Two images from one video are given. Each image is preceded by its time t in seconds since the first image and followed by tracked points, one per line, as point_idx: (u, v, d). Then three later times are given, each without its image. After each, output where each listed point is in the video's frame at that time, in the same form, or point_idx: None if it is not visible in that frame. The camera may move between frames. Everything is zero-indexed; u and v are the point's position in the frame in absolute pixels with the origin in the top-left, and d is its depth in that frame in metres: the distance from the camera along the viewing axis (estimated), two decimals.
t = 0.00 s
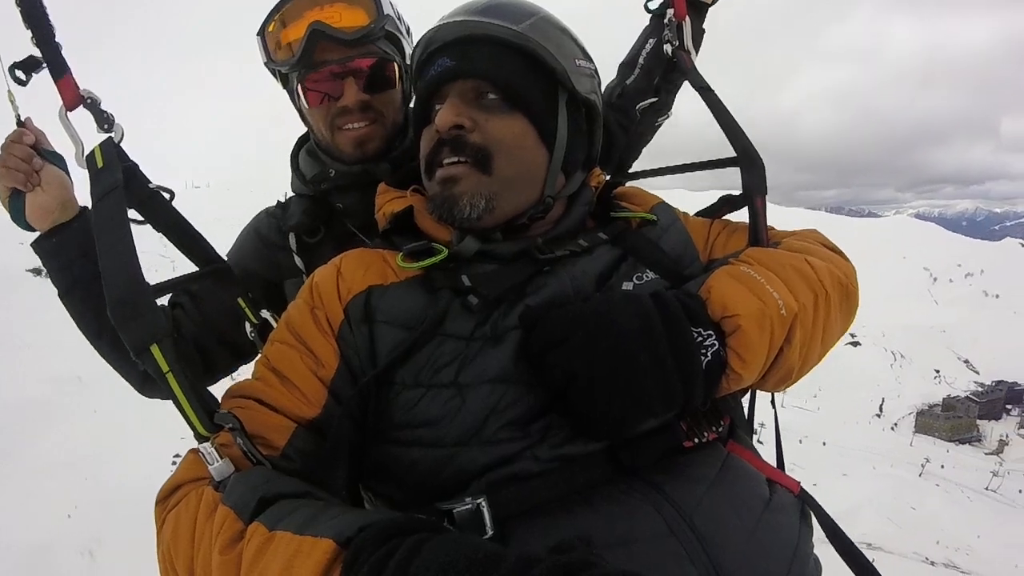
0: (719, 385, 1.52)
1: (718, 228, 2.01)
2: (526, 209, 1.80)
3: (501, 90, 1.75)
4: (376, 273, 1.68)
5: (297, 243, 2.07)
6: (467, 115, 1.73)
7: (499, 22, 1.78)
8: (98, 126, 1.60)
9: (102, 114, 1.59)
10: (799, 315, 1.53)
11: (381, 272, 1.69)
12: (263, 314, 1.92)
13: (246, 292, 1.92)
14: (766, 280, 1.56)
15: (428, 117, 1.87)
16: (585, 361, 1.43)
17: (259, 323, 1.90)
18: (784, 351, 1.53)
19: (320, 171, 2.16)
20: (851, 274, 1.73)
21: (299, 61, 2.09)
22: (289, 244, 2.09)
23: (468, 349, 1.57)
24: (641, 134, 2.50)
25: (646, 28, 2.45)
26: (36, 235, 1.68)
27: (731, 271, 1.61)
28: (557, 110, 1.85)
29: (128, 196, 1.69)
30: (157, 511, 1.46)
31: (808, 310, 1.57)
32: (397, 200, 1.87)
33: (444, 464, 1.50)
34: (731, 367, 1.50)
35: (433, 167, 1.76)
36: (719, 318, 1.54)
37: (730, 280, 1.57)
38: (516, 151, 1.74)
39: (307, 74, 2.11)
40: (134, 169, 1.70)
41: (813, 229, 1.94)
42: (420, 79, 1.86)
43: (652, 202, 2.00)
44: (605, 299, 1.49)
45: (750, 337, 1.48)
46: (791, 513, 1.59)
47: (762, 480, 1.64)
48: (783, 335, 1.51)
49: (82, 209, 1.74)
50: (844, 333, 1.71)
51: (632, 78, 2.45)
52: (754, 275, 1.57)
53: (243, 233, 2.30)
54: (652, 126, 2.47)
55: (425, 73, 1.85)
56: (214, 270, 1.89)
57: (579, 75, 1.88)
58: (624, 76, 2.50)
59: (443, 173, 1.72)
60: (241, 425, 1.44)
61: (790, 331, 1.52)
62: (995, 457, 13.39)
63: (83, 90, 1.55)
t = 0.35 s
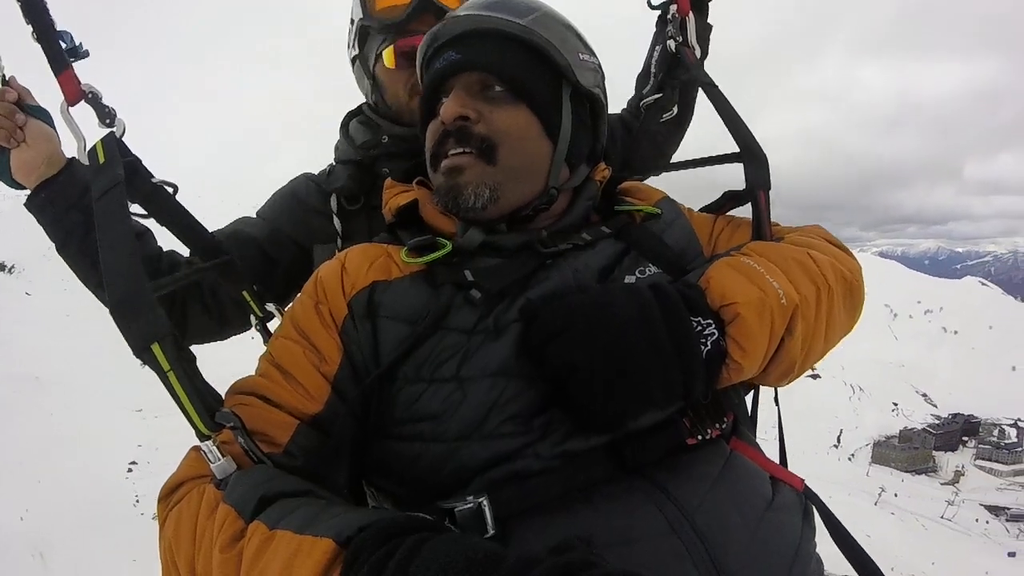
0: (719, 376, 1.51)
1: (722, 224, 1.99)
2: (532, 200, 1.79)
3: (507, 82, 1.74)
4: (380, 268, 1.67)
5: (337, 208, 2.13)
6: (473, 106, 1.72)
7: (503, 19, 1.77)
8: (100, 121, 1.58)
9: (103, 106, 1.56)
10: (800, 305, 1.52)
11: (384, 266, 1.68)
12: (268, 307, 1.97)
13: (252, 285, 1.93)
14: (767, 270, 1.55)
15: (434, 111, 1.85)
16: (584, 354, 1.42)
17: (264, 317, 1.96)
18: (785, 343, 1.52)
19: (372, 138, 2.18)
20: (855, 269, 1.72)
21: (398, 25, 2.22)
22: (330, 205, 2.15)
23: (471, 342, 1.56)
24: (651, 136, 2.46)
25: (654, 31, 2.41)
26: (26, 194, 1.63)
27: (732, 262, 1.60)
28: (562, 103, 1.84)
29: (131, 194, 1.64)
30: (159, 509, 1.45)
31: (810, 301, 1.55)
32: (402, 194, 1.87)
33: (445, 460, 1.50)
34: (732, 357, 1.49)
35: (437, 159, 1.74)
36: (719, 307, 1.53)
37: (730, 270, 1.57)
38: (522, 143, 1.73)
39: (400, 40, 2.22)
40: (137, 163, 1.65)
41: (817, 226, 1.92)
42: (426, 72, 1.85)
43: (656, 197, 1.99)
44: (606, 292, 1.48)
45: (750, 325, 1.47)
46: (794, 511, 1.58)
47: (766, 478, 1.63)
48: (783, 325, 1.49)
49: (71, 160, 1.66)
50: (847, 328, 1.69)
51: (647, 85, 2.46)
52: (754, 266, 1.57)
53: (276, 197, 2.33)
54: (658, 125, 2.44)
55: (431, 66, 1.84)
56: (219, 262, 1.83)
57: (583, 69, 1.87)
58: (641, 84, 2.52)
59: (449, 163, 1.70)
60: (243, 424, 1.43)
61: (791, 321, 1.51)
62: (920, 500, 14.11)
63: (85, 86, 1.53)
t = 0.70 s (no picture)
0: (722, 369, 1.49)
1: (729, 217, 1.97)
2: (547, 188, 1.78)
3: (523, 71, 1.75)
4: (385, 261, 1.67)
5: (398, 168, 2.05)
6: (488, 93, 1.70)
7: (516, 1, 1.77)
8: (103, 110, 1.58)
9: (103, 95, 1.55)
10: (805, 297, 1.50)
11: (389, 259, 1.67)
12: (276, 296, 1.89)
13: (259, 271, 1.88)
14: (772, 262, 1.54)
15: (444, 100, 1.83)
16: (588, 348, 1.40)
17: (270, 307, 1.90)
18: (788, 337, 1.51)
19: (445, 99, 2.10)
20: (861, 263, 1.70)
21: None
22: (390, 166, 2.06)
23: (475, 337, 1.55)
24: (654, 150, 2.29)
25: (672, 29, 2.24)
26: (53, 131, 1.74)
27: (737, 254, 1.58)
28: (575, 93, 1.85)
29: (135, 180, 1.66)
30: (162, 503, 1.46)
31: (815, 294, 1.53)
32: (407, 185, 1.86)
33: (448, 457, 1.49)
34: (735, 349, 1.47)
35: (449, 147, 1.72)
36: (723, 298, 1.52)
37: (735, 262, 1.55)
38: (540, 131, 1.73)
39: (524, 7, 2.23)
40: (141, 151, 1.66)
41: (825, 220, 1.89)
42: (437, 59, 1.84)
43: (663, 188, 1.96)
44: (611, 286, 1.47)
45: (753, 316, 1.45)
46: (796, 510, 1.57)
47: (768, 477, 1.62)
48: (787, 318, 1.48)
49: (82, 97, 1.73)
50: (855, 321, 1.67)
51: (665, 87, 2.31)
52: (758, 258, 1.55)
53: (341, 142, 2.33)
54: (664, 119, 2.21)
55: (442, 54, 1.83)
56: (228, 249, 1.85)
57: (596, 60, 1.90)
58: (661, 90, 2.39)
59: (464, 149, 1.67)
60: (245, 421, 1.41)
61: (795, 314, 1.49)
62: (927, 510, 12.44)
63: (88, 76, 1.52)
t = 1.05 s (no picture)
0: (728, 367, 1.48)
1: (737, 213, 1.95)
2: (552, 182, 1.75)
3: (530, 62, 1.72)
4: (386, 258, 1.65)
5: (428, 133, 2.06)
6: (497, 84, 1.68)
7: None
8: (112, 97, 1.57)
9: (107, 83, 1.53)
10: (812, 295, 1.48)
11: (391, 256, 1.66)
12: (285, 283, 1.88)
13: (268, 259, 1.85)
14: (779, 259, 1.51)
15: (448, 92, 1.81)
16: (590, 347, 1.39)
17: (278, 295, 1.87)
18: (794, 336, 1.48)
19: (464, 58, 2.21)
20: (870, 260, 1.67)
21: None
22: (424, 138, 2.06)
23: (476, 337, 1.53)
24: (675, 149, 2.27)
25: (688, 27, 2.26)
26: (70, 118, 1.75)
27: (744, 251, 1.56)
28: (583, 86, 1.82)
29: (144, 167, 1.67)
30: (163, 499, 1.46)
31: (822, 291, 1.51)
32: (411, 180, 1.84)
33: (449, 457, 1.49)
34: (740, 347, 1.45)
35: (456, 139, 1.68)
36: (728, 296, 1.50)
37: (742, 259, 1.53)
38: (548, 124, 1.70)
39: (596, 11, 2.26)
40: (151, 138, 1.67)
41: (834, 216, 1.87)
42: (442, 51, 1.82)
43: (669, 182, 1.93)
44: (613, 284, 1.45)
45: (759, 313, 1.43)
46: (797, 512, 1.56)
47: (771, 478, 1.61)
48: (794, 318, 1.46)
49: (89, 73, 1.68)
50: (862, 319, 1.65)
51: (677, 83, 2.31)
52: (766, 255, 1.53)
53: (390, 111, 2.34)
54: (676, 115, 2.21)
55: (447, 45, 1.81)
56: (238, 235, 1.80)
57: (603, 53, 1.89)
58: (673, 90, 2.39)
59: (472, 141, 1.64)
60: (246, 418, 1.40)
61: (801, 312, 1.47)
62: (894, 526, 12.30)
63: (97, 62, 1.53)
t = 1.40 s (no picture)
0: (725, 367, 1.49)
1: (731, 212, 1.96)
2: (552, 186, 1.77)
3: (530, 66, 1.74)
4: (383, 263, 1.66)
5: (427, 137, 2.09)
6: (499, 87, 1.68)
7: None
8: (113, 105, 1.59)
9: (111, 93, 1.56)
10: (807, 293, 1.48)
11: (387, 261, 1.67)
12: (286, 287, 1.87)
13: (270, 264, 1.86)
14: (775, 259, 1.52)
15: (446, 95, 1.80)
16: (587, 348, 1.39)
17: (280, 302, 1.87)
18: (791, 335, 1.49)
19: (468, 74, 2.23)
20: (864, 257, 1.68)
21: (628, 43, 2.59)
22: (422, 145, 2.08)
23: (474, 340, 1.53)
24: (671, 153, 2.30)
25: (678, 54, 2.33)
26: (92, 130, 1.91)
27: (740, 250, 1.57)
28: (580, 90, 1.83)
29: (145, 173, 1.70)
30: (162, 504, 1.45)
31: (818, 289, 1.52)
32: (406, 184, 1.84)
33: (447, 458, 1.49)
34: (738, 347, 1.46)
35: (460, 142, 1.68)
36: (725, 297, 1.51)
37: (739, 259, 1.54)
38: (551, 128, 1.71)
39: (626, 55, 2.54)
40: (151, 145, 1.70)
41: (828, 214, 1.87)
42: (440, 54, 1.81)
43: (663, 185, 1.94)
44: (610, 284, 1.46)
45: (755, 313, 1.44)
46: (796, 511, 1.57)
47: (769, 475, 1.61)
48: (790, 317, 1.46)
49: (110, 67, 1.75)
50: (858, 316, 1.66)
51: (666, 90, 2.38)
52: (762, 254, 1.54)
53: (411, 111, 2.40)
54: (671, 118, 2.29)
55: (445, 48, 1.80)
56: (240, 240, 1.84)
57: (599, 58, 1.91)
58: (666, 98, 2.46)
59: (476, 144, 1.64)
60: (247, 419, 1.41)
61: (798, 311, 1.47)
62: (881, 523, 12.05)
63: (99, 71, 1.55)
